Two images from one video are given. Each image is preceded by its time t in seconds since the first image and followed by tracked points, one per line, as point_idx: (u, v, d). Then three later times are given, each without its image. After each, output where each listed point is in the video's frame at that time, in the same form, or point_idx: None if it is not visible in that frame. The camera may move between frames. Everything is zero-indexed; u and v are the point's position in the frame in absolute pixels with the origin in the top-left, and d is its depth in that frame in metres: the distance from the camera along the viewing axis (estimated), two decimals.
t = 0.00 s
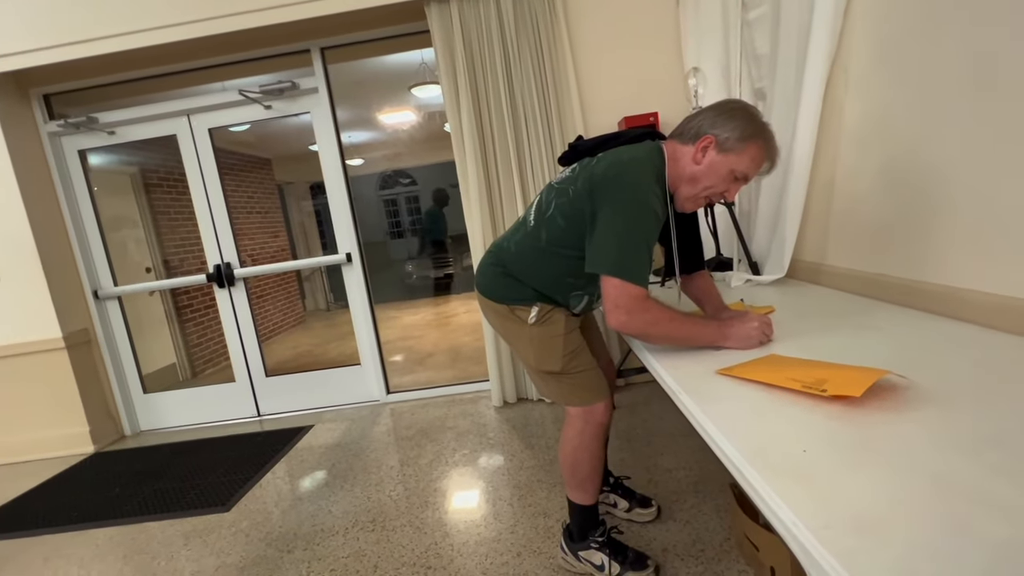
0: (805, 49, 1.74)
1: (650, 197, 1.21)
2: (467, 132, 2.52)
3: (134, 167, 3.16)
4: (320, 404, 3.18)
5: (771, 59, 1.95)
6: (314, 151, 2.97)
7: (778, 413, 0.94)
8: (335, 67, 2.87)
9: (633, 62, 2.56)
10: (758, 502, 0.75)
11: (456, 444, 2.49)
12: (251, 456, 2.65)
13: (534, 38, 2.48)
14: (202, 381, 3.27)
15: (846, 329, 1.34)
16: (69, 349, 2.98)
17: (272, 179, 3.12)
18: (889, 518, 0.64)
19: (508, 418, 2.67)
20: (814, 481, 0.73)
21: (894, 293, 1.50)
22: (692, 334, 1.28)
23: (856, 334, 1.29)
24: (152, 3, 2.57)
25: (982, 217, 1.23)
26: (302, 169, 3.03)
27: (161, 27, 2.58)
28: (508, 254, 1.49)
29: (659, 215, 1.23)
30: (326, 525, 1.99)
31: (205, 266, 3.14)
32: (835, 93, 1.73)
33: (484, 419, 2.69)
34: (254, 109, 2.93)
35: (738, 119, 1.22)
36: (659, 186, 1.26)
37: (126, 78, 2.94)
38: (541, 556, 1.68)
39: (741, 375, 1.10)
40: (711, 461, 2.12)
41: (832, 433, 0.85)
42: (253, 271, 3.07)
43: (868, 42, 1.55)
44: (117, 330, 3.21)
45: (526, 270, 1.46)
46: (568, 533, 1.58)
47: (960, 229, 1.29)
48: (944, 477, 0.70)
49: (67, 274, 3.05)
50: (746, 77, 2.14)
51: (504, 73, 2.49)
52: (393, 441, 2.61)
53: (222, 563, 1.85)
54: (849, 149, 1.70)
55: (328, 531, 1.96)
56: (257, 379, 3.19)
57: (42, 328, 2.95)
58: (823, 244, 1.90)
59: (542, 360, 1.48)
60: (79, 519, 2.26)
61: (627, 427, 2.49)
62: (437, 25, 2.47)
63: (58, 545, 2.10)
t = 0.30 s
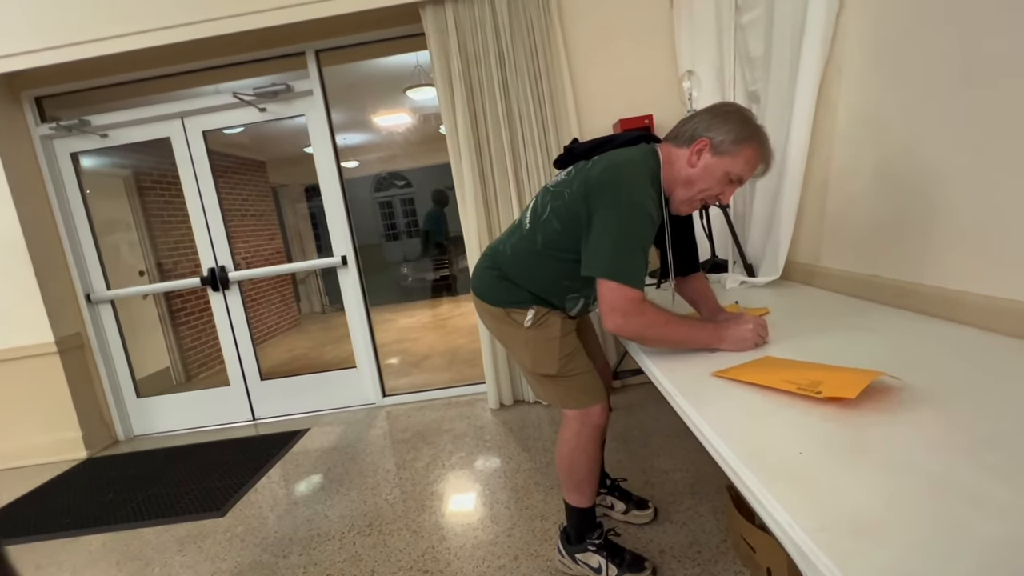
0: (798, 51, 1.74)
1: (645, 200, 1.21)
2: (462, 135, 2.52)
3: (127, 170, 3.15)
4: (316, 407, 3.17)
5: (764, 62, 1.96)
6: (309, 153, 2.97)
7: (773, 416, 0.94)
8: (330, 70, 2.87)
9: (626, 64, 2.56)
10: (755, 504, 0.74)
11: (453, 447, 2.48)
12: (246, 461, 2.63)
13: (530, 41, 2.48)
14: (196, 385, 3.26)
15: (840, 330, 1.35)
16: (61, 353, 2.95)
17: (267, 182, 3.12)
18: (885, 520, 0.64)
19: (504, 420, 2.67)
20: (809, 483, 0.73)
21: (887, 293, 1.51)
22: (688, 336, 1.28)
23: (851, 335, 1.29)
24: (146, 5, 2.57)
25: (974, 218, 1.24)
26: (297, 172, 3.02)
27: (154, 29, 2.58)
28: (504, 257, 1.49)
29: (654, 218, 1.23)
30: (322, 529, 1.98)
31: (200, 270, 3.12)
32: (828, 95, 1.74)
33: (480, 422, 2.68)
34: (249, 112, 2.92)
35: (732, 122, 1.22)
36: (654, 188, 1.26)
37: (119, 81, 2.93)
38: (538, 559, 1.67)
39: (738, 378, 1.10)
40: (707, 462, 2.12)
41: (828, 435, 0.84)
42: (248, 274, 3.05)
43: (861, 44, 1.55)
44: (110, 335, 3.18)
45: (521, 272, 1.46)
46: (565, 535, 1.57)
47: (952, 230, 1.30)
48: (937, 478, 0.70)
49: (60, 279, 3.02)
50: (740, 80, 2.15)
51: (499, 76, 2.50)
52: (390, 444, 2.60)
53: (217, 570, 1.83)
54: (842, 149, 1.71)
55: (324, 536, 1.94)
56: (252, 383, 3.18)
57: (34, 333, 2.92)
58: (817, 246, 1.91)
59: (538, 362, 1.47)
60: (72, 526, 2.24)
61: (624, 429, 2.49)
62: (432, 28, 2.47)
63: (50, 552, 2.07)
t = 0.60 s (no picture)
0: (786, 56, 1.76)
1: (637, 204, 1.22)
2: (454, 139, 2.52)
3: (114, 174, 3.10)
4: (306, 413, 3.14)
5: (753, 67, 1.98)
6: (300, 158, 2.96)
7: (765, 419, 0.94)
8: (322, 74, 2.86)
9: (617, 70, 2.58)
10: (747, 508, 0.74)
11: (446, 452, 2.46)
12: (236, 469, 2.60)
13: (521, 46, 2.49)
14: (186, 392, 3.21)
15: (830, 332, 1.36)
16: (47, 361, 2.90)
17: (258, 187, 3.10)
18: (877, 523, 0.64)
19: (497, 425, 2.66)
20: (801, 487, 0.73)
21: (875, 296, 1.52)
22: (680, 340, 1.28)
23: (841, 337, 1.30)
24: (135, 9, 2.55)
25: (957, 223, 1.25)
26: (288, 177, 3.00)
27: (143, 34, 2.56)
28: (496, 262, 1.49)
29: (646, 223, 1.23)
30: (313, 538, 1.96)
31: (189, 275, 3.09)
32: (816, 100, 1.76)
33: (473, 427, 2.67)
34: (239, 116, 2.91)
35: (723, 128, 1.23)
36: (647, 193, 1.26)
37: (107, 85, 2.91)
38: (532, 565, 1.66)
39: (729, 382, 1.10)
40: (700, 466, 2.12)
41: (819, 439, 0.84)
42: (238, 279, 3.03)
43: (847, 50, 1.57)
44: (97, 341, 3.14)
45: (514, 277, 1.45)
46: (559, 541, 1.56)
47: (939, 233, 1.32)
48: (927, 480, 0.70)
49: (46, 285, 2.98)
50: (730, 85, 2.17)
51: (490, 81, 2.50)
52: (382, 450, 2.58)
53: None
54: (830, 153, 1.73)
55: (315, 544, 1.92)
56: (242, 389, 3.15)
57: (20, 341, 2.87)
58: (806, 249, 1.92)
59: (532, 368, 1.47)
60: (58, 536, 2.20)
61: (617, 433, 2.49)
62: (423, 33, 2.47)
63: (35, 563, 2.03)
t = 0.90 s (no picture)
0: (771, 61, 1.79)
1: (626, 208, 1.22)
2: (444, 143, 2.52)
3: (100, 178, 3.06)
4: (295, 419, 3.11)
5: (739, 72, 2.01)
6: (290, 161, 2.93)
7: (751, 421, 0.95)
8: (311, 77, 2.85)
9: (605, 75, 2.60)
10: (732, 510, 0.75)
11: (437, 456, 2.45)
12: (224, 476, 2.57)
13: (511, 49, 2.50)
14: (175, 398, 3.17)
15: (818, 333, 1.38)
16: (31, 367, 2.85)
17: (247, 190, 3.07)
18: (858, 524, 0.65)
19: (489, 428, 2.65)
20: (787, 488, 0.74)
21: (860, 298, 1.55)
22: (669, 343, 1.29)
23: (829, 339, 1.32)
24: (121, 11, 2.53)
25: (937, 226, 1.28)
26: (277, 179, 2.98)
27: (130, 36, 2.54)
28: (486, 265, 1.50)
29: (635, 226, 1.24)
30: (303, 544, 1.94)
31: (177, 280, 3.06)
32: (801, 105, 1.79)
33: (464, 431, 2.66)
34: (227, 119, 2.89)
35: (710, 131, 1.25)
36: (635, 196, 1.27)
37: (93, 87, 2.87)
38: (524, 569, 1.66)
39: (717, 383, 1.12)
40: (691, 467, 2.14)
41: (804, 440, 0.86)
42: (228, 284, 3.00)
43: (832, 54, 1.60)
44: (82, 348, 3.08)
45: (503, 281, 1.46)
46: (549, 545, 1.56)
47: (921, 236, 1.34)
48: (910, 481, 0.71)
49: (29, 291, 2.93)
50: (717, 89, 2.19)
51: (481, 84, 2.51)
52: (374, 454, 2.56)
53: None
54: (815, 156, 1.75)
55: (306, 551, 1.90)
56: (230, 395, 3.11)
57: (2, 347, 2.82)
58: (793, 251, 1.95)
59: (522, 372, 1.47)
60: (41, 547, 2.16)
61: (607, 435, 2.50)
62: (413, 36, 2.48)
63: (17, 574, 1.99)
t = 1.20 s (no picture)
0: (757, 68, 1.82)
1: (612, 212, 1.23)
2: (435, 149, 2.53)
3: (86, 184, 3.02)
4: (284, 428, 3.07)
5: (727, 79, 2.04)
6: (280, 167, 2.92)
7: (740, 429, 0.95)
8: (301, 83, 2.86)
9: (595, 82, 2.62)
10: (720, 520, 0.75)
11: (428, 464, 2.43)
12: (210, 487, 2.53)
13: (501, 56, 2.51)
14: (161, 407, 3.12)
15: (807, 339, 1.39)
16: (13, 378, 2.79)
17: (237, 196, 3.05)
18: (844, 534, 0.65)
19: (480, 436, 2.64)
20: (774, 498, 0.74)
21: (847, 304, 1.57)
22: (659, 349, 1.30)
23: (817, 344, 1.33)
24: (108, 17, 2.51)
25: (924, 232, 1.30)
26: (267, 186, 2.97)
27: (116, 42, 2.52)
28: (474, 272, 1.49)
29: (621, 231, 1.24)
30: (291, 556, 1.90)
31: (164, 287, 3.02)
32: (788, 112, 1.82)
33: (455, 438, 2.65)
34: (217, 125, 2.87)
35: (694, 134, 1.26)
36: (622, 201, 1.27)
37: (79, 93, 2.84)
38: None
39: (706, 392, 1.12)
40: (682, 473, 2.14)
41: (792, 448, 0.86)
42: (215, 291, 2.97)
43: (818, 61, 1.62)
44: (65, 357, 3.03)
45: (491, 287, 1.46)
46: (540, 553, 1.55)
47: (905, 242, 1.37)
48: (896, 488, 0.72)
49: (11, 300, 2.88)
50: (705, 96, 2.22)
51: (471, 91, 2.52)
52: (363, 464, 2.54)
53: None
54: (801, 163, 1.78)
55: (294, 562, 1.87)
56: (217, 404, 3.07)
57: None
58: (781, 257, 1.97)
59: (511, 379, 1.47)
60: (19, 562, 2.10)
61: (599, 441, 2.50)
62: (404, 43, 2.49)
63: None
